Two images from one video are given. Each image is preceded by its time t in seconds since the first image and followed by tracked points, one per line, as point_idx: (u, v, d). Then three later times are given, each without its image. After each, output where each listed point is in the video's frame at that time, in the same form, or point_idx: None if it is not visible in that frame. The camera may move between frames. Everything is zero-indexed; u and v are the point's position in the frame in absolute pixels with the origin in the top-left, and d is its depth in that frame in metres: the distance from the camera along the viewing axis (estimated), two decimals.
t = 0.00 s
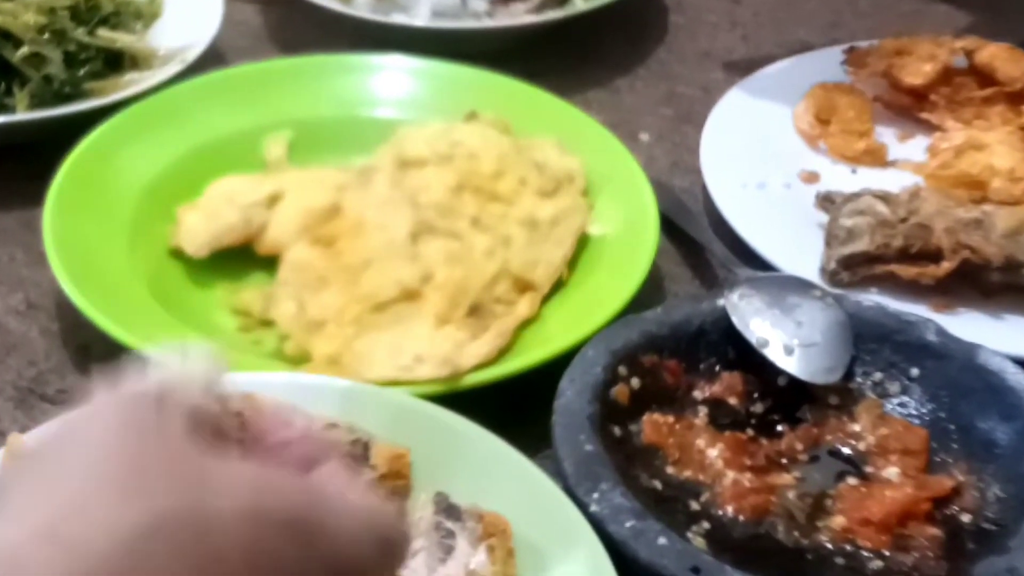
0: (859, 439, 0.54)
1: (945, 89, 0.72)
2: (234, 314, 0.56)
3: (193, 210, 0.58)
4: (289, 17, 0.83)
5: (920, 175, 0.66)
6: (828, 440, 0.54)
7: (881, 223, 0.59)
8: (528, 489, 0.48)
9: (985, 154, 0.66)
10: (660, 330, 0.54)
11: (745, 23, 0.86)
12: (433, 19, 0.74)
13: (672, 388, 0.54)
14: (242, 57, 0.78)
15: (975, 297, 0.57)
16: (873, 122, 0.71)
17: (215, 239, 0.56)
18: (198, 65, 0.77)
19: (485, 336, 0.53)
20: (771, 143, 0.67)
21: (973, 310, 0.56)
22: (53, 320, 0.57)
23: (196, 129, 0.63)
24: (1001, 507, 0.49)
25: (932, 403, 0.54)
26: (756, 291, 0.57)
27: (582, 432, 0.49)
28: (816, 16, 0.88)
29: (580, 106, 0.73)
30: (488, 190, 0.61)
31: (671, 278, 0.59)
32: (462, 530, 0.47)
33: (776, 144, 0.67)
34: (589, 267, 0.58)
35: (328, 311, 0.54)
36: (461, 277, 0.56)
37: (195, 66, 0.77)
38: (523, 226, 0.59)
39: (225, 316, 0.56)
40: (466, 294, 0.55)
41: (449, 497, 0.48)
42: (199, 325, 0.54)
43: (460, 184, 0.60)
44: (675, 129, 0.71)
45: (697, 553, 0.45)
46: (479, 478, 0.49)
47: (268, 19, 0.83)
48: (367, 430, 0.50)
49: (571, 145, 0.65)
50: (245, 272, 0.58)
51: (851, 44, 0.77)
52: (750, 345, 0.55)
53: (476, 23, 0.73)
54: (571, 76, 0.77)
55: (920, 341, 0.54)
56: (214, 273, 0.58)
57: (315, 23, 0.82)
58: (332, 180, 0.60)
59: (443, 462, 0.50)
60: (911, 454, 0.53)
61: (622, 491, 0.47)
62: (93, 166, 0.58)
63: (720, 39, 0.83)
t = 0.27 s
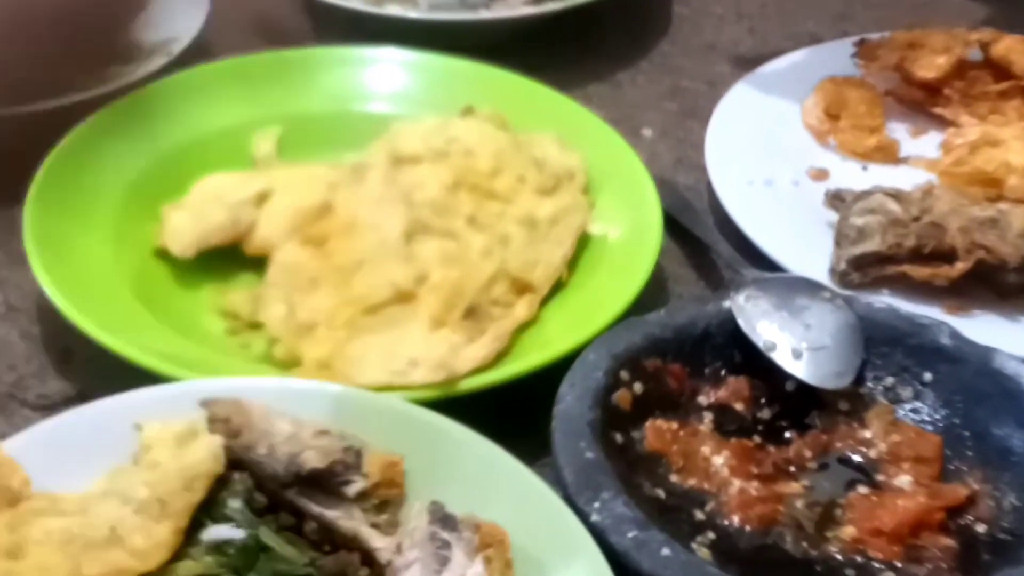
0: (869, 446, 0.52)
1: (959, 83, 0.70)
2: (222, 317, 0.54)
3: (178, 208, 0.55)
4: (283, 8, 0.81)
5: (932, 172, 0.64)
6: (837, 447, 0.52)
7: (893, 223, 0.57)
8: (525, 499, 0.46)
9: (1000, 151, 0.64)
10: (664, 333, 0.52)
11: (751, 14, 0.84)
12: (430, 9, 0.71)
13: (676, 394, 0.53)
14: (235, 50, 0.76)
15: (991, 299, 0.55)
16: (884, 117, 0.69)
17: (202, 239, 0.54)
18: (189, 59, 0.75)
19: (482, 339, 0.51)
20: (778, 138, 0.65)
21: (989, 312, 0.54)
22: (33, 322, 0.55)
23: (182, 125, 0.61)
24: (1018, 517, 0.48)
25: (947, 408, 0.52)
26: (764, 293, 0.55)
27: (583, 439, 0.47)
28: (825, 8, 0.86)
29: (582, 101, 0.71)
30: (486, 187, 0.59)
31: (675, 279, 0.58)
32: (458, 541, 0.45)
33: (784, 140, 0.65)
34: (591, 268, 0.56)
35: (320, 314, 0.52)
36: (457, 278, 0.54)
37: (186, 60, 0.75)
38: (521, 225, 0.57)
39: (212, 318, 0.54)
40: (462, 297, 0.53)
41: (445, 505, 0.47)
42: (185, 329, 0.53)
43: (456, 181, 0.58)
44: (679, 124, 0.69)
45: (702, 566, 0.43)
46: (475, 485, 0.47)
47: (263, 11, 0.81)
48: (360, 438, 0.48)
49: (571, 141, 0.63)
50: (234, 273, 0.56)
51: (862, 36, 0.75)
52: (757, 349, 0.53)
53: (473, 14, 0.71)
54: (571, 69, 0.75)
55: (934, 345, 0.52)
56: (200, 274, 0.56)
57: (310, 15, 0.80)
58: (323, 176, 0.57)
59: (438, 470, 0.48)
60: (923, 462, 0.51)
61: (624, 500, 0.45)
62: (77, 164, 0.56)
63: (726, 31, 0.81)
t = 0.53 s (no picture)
0: (881, 454, 0.50)
1: (974, 76, 0.68)
2: (209, 319, 0.52)
3: (162, 206, 0.53)
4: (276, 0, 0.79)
5: (947, 169, 0.62)
6: (848, 455, 0.50)
7: (906, 222, 0.55)
8: (524, 510, 0.44)
9: (1017, 147, 0.62)
10: (667, 337, 0.50)
11: (758, 6, 0.82)
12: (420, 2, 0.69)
13: (680, 400, 0.50)
14: (225, 43, 0.74)
15: (1007, 300, 0.54)
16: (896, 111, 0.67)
17: (188, 238, 0.52)
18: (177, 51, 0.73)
19: (479, 342, 0.49)
20: (786, 135, 0.63)
21: (1005, 315, 0.52)
22: (13, 324, 0.53)
23: (166, 120, 0.59)
24: None
25: (962, 415, 0.50)
26: (771, 294, 0.53)
27: (583, 447, 0.45)
28: None
29: (583, 95, 0.69)
30: (482, 185, 0.57)
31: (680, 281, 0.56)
32: (454, 553, 0.43)
33: (792, 136, 0.63)
34: (592, 269, 0.54)
35: (310, 317, 0.50)
36: (453, 279, 0.52)
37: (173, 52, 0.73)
38: (520, 224, 0.55)
39: (198, 320, 0.52)
40: (458, 298, 0.51)
41: (440, 517, 0.45)
42: (170, 331, 0.51)
43: (452, 179, 0.56)
44: (683, 120, 0.67)
45: None
46: (472, 494, 0.45)
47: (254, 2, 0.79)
48: (352, 446, 0.46)
49: (571, 138, 0.61)
50: (219, 274, 0.54)
51: (875, 28, 0.73)
52: (764, 352, 0.51)
53: (471, 5, 0.69)
54: (572, 62, 0.73)
55: (948, 349, 0.50)
56: (185, 275, 0.54)
57: (304, 7, 0.78)
58: (314, 174, 0.55)
59: (434, 479, 0.46)
60: (938, 470, 0.49)
61: (626, 509, 0.43)
62: (58, 160, 0.54)
63: (732, 23, 0.79)
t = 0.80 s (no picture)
0: (893, 462, 0.48)
1: (990, 70, 0.66)
2: (194, 322, 0.50)
3: (146, 205, 0.52)
4: None
5: (962, 165, 0.60)
6: (860, 463, 0.48)
7: (919, 220, 0.53)
8: (522, 521, 0.42)
9: None
10: (671, 340, 0.48)
11: None
12: None
13: (684, 406, 0.48)
14: (214, 35, 0.72)
15: None
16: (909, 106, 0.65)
17: (173, 238, 0.50)
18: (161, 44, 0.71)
19: (475, 346, 0.47)
20: (794, 131, 0.61)
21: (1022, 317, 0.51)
22: None
23: (151, 116, 0.57)
24: None
25: (978, 421, 0.48)
26: (779, 296, 0.51)
27: (584, 454, 0.43)
28: None
29: (584, 89, 0.67)
30: (480, 183, 0.55)
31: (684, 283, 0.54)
32: (450, 565, 0.41)
33: (801, 132, 0.61)
34: (593, 270, 0.53)
35: (299, 320, 0.48)
36: (448, 280, 0.50)
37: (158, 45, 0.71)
38: (517, 224, 0.53)
39: (183, 323, 0.50)
40: (453, 300, 0.49)
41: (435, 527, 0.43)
42: (153, 335, 0.49)
43: (447, 176, 0.54)
44: (687, 115, 0.66)
45: None
46: (467, 504, 0.43)
47: None
48: (343, 453, 0.44)
49: (570, 133, 0.59)
50: (205, 275, 0.52)
51: (887, 19, 0.71)
52: (772, 356, 0.49)
53: None
54: (573, 55, 0.71)
55: (964, 353, 0.48)
56: (170, 277, 0.52)
57: None
58: (303, 171, 0.53)
59: (429, 488, 0.44)
60: (953, 479, 0.47)
61: (629, 520, 0.41)
62: (37, 157, 0.52)
63: (738, 14, 0.77)
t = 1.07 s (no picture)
0: (907, 471, 0.46)
1: (1008, 62, 0.64)
2: (178, 325, 0.48)
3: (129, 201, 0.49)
4: None
5: (979, 161, 0.58)
6: (872, 472, 0.46)
7: (935, 219, 0.51)
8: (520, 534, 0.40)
9: None
10: (676, 344, 0.46)
11: None
12: None
13: (690, 412, 0.47)
14: (201, 26, 0.70)
15: None
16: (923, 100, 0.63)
17: (156, 237, 0.48)
18: (144, 36, 0.69)
19: (471, 350, 0.45)
20: (803, 126, 0.59)
21: None
22: None
23: (133, 111, 0.55)
24: None
25: (996, 429, 0.46)
26: (788, 298, 0.49)
27: (586, 463, 0.41)
28: None
29: (585, 83, 0.65)
30: (476, 180, 0.53)
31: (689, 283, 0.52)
32: None
33: (811, 128, 0.59)
34: (594, 271, 0.51)
35: (288, 322, 0.46)
36: (443, 281, 0.48)
37: (141, 36, 0.69)
38: (515, 223, 0.51)
39: (166, 326, 0.48)
40: (448, 302, 0.47)
41: (430, 538, 0.41)
42: (134, 337, 0.47)
43: (443, 172, 0.52)
44: (692, 109, 0.64)
45: None
46: (463, 515, 0.41)
47: None
48: (334, 461, 0.42)
49: (570, 128, 0.57)
50: (189, 276, 0.51)
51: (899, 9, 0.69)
52: (781, 361, 0.47)
53: None
54: (575, 47, 0.69)
55: (980, 357, 0.46)
56: (153, 278, 0.50)
57: None
58: (292, 167, 0.51)
59: (423, 498, 0.42)
60: (969, 489, 0.45)
61: (632, 531, 0.39)
62: (13, 153, 0.50)
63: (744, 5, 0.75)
